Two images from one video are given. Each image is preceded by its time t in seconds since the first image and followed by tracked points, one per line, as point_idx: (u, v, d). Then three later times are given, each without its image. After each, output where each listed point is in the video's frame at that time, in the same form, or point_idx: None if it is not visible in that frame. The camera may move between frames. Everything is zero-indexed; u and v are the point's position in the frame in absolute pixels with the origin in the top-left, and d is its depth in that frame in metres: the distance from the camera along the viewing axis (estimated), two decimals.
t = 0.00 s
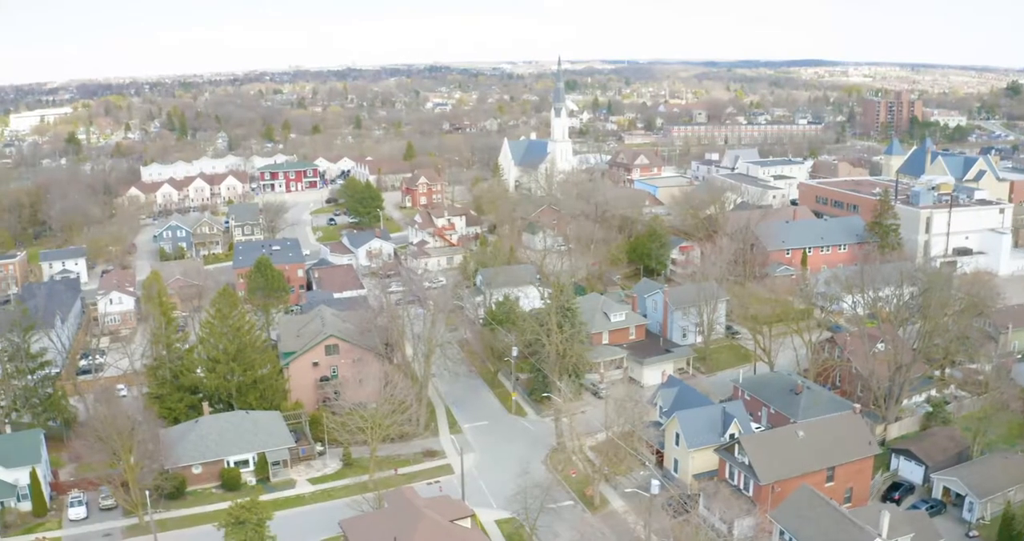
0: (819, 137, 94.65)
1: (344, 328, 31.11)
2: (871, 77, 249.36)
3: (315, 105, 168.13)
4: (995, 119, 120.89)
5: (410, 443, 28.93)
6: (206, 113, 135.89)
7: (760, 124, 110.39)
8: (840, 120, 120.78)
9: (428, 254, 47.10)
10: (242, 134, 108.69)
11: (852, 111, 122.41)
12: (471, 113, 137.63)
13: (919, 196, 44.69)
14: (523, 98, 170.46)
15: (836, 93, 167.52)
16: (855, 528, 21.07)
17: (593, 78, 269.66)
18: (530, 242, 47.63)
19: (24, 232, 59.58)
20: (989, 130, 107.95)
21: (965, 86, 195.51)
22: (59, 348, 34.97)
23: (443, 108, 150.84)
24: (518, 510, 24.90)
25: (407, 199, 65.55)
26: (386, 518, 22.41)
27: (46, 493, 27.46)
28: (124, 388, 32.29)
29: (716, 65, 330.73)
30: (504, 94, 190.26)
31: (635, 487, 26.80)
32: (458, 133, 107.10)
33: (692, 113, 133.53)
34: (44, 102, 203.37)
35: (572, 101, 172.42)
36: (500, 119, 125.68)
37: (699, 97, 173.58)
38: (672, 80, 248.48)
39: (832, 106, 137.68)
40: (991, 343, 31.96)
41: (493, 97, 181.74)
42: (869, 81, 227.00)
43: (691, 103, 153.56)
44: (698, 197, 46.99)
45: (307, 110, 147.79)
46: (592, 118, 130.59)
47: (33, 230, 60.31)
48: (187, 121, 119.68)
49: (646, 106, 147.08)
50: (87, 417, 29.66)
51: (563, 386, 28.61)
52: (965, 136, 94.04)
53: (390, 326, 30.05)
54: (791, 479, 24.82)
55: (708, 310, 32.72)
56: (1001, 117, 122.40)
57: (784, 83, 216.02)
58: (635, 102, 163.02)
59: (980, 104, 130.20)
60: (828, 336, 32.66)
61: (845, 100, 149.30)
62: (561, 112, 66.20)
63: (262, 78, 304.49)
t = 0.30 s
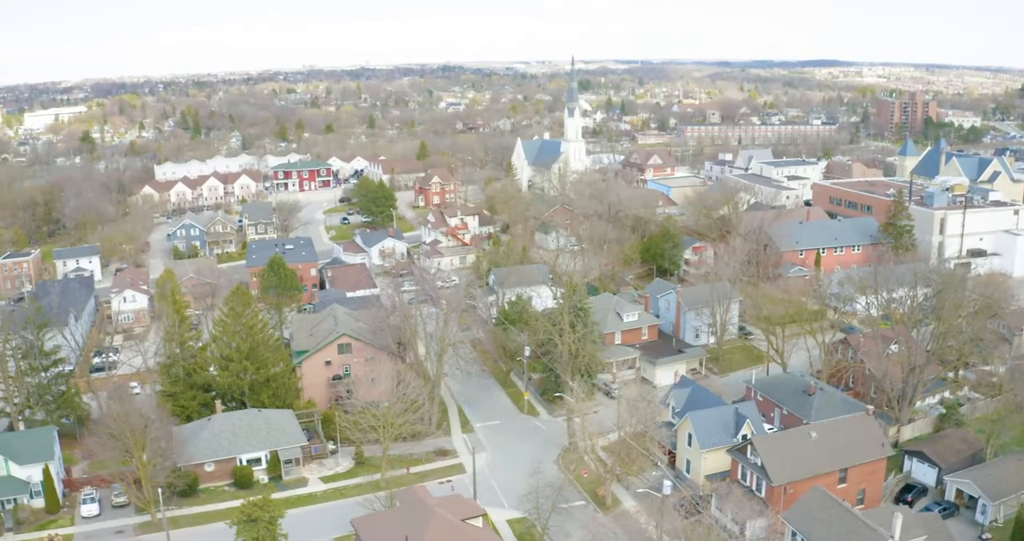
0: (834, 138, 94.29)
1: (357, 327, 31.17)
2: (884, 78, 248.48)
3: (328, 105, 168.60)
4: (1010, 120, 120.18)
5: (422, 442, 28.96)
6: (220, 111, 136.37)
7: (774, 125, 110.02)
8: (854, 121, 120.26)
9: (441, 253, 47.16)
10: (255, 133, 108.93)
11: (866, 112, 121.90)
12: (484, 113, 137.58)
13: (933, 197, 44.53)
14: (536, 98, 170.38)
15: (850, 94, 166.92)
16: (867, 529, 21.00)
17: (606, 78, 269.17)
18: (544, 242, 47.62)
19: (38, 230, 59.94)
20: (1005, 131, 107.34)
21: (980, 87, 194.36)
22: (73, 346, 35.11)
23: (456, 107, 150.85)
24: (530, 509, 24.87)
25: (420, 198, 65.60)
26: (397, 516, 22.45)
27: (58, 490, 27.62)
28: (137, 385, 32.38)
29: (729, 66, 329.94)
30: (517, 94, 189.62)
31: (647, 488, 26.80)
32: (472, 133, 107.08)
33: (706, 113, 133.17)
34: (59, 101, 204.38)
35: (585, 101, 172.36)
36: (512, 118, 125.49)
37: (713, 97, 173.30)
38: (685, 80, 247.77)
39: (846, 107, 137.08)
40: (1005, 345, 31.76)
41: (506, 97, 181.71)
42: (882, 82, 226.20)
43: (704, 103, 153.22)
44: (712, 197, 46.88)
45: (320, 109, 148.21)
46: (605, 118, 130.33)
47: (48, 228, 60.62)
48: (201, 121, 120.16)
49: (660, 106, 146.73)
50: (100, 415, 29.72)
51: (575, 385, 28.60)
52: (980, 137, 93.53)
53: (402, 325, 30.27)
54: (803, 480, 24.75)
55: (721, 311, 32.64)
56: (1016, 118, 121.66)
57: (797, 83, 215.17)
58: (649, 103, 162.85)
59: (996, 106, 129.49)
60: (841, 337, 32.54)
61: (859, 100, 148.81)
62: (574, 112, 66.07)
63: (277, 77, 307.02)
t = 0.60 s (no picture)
0: (848, 138, 93.91)
1: (370, 326, 31.23)
2: (898, 78, 247.75)
3: (342, 104, 169.05)
4: None
5: (434, 442, 28.96)
6: (234, 111, 136.80)
7: (787, 125, 109.63)
8: (869, 121, 119.79)
9: (454, 253, 47.21)
10: (269, 132, 109.20)
11: (880, 113, 121.44)
12: (497, 113, 137.59)
13: (948, 198, 44.37)
14: (549, 98, 170.34)
15: (864, 95, 166.48)
16: (881, 531, 20.92)
17: (619, 78, 268.77)
18: (557, 242, 47.62)
19: (53, 229, 60.30)
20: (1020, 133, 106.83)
21: (995, 89, 193.46)
22: (87, 344, 35.24)
23: (469, 108, 150.90)
24: (542, 509, 24.85)
25: (433, 198, 65.68)
26: (409, 515, 22.49)
27: (71, 487, 27.75)
28: (150, 383, 32.47)
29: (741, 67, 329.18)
30: (531, 94, 188.96)
31: (659, 488, 26.78)
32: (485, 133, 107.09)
33: (719, 114, 132.85)
34: (74, 101, 205.84)
35: (598, 101, 172.40)
36: (526, 118, 125.19)
37: (726, 97, 173.04)
38: (697, 80, 247.20)
39: (860, 108, 136.46)
40: (1020, 347, 31.59)
41: (532, 97, 182.54)
42: (895, 83, 225.44)
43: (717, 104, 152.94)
44: (725, 198, 46.83)
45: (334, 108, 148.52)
46: (618, 119, 130.18)
47: (62, 226, 61.00)
48: (215, 120, 120.67)
49: (673, 106, 146.48)
50: (113, 412, 29.79)
51: (587, 385, 28.56)
52: (996, 139, 93.14)
53: (415, 325, 30.34)
54: (816, 482, 24.67)
55: (734, 312, 32.56)
56: None
57: (810, 84, 214.34)
58: (662, 103, 162.77)
59: (1011, 107, 128.76)
60: (855, 339, 32.41)
61: (873, 101, 148.35)
62: (588, 112, 66.00)
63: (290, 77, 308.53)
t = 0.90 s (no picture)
0: (864, 139, 93.55)
1: (382, 325, 31.24)
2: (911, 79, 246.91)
3: (356, 103, 169.36)
4: None
5: (446, 441, 28.96)
6: (248, 110, 137.27)
7: (801, 126, 109.26)
8: (883, 122, 119.40)
9: (468, 252, 47.26)
10: (283, 131, 109.54)
11: (894, 114, 120.89)
12: (511, 112, 137.70)
13: (962, 199, 44.21)
14: (562, 98, 170.41)
15: (879, 95, 166.01)
16: (893, 533, 20.84)
17: (632, 78, 268.36)
18: (570, 242, 47.62)
19: (67, 227, 60.65)
20: None
21: (1010, 90, 192.49)
22: (100, 341, 35.39)
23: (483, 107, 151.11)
24: (553, 509, 24.84)
25: (446, 198, 65.75)
26: (420, 514, 22.53)
27: (84, 484, 27.87)
28: (164, 381, 32.57)
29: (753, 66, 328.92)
30: (545, 94, 188.54)
31: (671, 489, 26.75)
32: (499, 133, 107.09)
33: (733, 114, 132.51)
34: (91, 99, 207.00)
35: (611, 101, 172.34)
36: (540, 118, 124.89)
37: (740, 97, 172.76)
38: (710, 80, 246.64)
39: (874, 109, 135.90)
40: None
41: (545, 97, 182.61)
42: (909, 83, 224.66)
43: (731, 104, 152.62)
44: (739, 198, 46.75)
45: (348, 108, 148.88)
46: (632, 119, 130.00)
47: (76, 224, 61.34)
48: (229, 119, 121.16)
49: (686, 106, 146.18)
50: (127, 410, 29.87)
51: (599, 385, 28.54)
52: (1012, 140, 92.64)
53: (428, 324, 30.38)
54: (829, 483, 24.59)
55: (747, 312, 32.49)
56: None
57: (826, 83, 213.52)
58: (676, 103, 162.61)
59: None
60: (868, 340, 32.30)
61: (887, 101, 147.84)
62: (601, 112, 65.96)
63: (304, 77, 309.92)
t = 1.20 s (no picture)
0: (879, 139, 93.09)
1: (395, 324, 31.26)
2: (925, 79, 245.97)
3: (370, 103, 169.58)
4: None
5: (459, 441, 28.98)
6: (262, 109, 137.68)
7: (815, 126, 108.84)
8: (898, 122, 118.95)
9: (481, 252, 47.31)
10: (297, 130, 109.84)
11: (910, 114, 120.27)
12: (525, 112, 137.69)
13: (977, 201, 43.97)
14: (576, 98, 170.34)
15: (893, 96, 165.44)
16: (906, 535, 20.77)
17: (649, 77, 267.91)
18: (583, 242, 47.57)
19: (82, 225, 61.04)
20: None
21: None
22: (114, 339, 35.55)
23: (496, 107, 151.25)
24: (565, 509, 24.82)
25: (460, 197, 65.78)
26: (433, 512, 22.60)
27: (97, 482, 28.01)
28: (177, 379, 32.68)
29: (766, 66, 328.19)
30: (558, 94, 188.26)
31: (683, 490, 26.70)
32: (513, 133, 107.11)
33: (748, 114, 132.11)
34: (106, 98, 208.11)
35: (625, 101, 172.17)
36: (554, 118, 124.68)
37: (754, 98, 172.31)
38: (725, 79, 245.93)
39: (889, 109, 135.21)
40: None
41: (558, 97, 182.54)
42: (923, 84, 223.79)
43: (745, 104, 152.25)
44: (753, 199, 46.61)
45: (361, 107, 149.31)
46: (646, 119, 129.78)
47: (90, 223, 61.63)
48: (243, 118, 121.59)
49: (700, 106, 145.83)
50: (140, 407, 29.94)
51: (612, 385, 28.49)
52: None
53: (441, 323, 30.41)
54: (842, 485, 24.51)
55: (761, 313, 32.39)
56: None
57: (839, 84, 212.81)
58: (689, 103, 162.44)
59: None
60: (882, 341, 32.16)
61: (902, 102, 147.23)
62: (615, 112, 65.85)
63: (321, 76, 310.61)
